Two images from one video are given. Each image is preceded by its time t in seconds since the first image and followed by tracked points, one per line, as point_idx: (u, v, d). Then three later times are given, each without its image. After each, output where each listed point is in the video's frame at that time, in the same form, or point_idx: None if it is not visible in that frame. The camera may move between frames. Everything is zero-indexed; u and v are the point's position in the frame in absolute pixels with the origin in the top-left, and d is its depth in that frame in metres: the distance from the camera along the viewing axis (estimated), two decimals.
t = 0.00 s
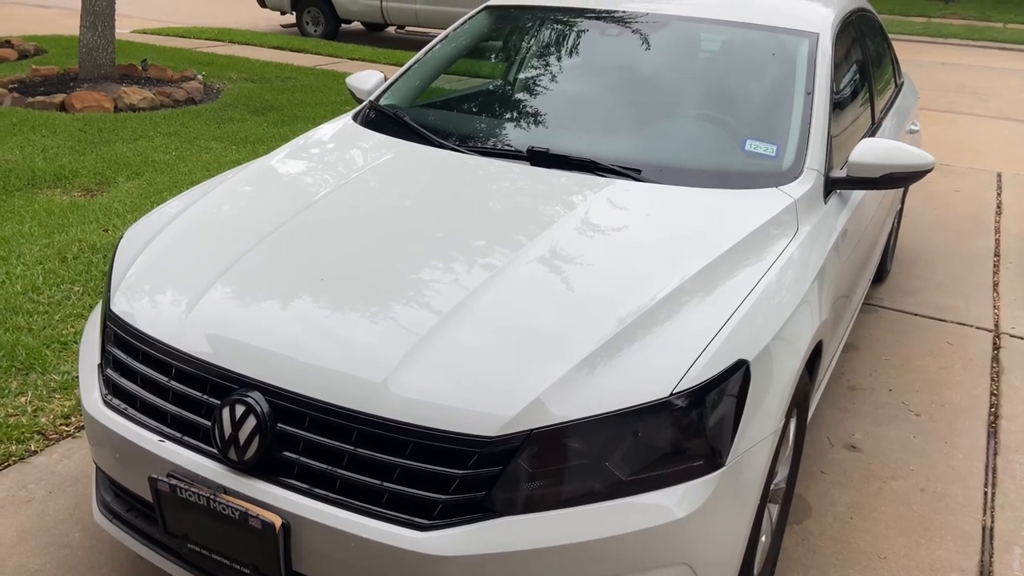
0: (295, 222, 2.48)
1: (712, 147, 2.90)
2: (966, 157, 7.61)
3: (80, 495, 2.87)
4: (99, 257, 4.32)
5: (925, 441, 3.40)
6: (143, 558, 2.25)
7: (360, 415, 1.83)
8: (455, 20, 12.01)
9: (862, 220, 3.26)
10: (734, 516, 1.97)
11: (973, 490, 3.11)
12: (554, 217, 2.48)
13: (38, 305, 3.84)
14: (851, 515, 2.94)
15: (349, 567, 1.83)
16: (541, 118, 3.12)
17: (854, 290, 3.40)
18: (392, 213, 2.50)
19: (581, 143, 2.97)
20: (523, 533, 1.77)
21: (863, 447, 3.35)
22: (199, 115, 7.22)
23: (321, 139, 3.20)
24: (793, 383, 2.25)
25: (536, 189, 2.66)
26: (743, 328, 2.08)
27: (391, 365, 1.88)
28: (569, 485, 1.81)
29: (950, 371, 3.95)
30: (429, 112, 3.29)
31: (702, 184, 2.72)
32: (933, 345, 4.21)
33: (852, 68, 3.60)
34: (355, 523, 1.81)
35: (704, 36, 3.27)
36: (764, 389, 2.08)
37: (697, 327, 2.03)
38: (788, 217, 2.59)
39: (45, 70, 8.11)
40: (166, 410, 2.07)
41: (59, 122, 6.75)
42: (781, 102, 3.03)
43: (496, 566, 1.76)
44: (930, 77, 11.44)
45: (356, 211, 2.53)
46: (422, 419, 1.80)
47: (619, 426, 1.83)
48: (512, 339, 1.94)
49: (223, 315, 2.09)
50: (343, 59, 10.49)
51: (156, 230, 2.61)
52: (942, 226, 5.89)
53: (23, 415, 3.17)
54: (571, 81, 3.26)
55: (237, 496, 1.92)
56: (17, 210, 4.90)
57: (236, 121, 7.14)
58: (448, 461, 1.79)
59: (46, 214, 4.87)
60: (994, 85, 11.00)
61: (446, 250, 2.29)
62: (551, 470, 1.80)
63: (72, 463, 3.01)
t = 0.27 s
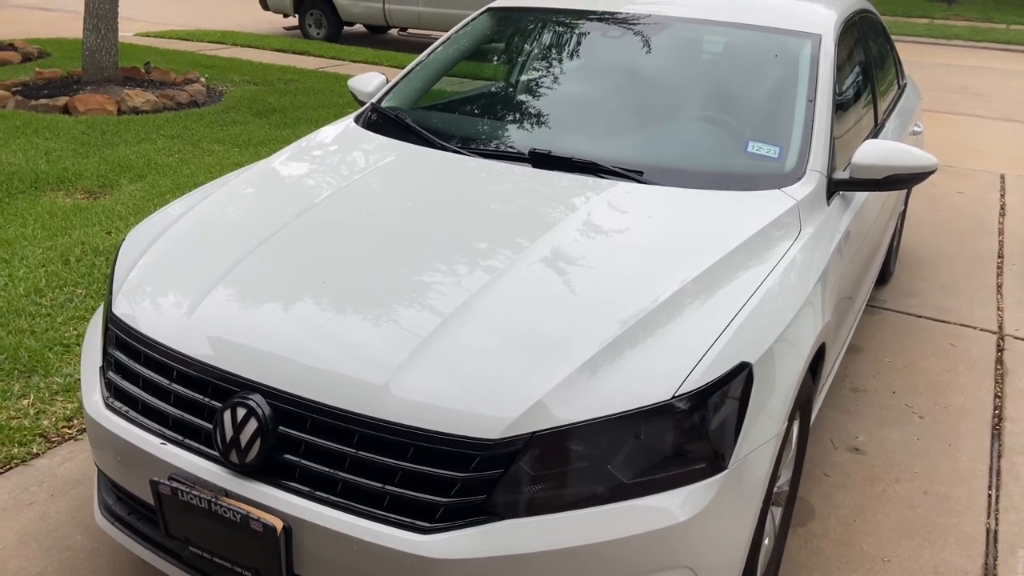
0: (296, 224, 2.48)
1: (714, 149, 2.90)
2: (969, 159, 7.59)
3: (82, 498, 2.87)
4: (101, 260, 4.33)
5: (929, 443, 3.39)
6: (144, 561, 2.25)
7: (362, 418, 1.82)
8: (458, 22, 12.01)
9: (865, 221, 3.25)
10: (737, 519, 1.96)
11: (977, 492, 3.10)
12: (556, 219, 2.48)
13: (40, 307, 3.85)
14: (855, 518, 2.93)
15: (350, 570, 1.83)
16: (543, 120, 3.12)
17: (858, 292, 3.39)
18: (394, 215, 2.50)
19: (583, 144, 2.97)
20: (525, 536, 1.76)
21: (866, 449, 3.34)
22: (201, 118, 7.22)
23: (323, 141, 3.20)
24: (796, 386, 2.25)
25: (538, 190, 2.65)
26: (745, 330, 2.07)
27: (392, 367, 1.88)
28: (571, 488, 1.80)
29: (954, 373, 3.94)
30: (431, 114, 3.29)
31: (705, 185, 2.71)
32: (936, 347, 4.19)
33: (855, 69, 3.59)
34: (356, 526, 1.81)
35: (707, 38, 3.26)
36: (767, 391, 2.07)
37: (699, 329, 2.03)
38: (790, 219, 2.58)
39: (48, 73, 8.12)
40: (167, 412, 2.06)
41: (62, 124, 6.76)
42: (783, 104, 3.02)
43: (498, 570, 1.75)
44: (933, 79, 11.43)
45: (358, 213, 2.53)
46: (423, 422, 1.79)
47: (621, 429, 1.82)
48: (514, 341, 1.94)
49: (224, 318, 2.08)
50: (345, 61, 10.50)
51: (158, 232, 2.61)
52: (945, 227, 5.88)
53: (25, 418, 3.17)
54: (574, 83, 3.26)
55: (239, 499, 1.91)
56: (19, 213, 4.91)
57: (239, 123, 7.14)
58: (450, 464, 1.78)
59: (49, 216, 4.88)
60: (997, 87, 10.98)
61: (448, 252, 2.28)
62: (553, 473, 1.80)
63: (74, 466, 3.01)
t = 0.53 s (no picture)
0: (298, 227, 2.47)
1: (716, 151, 2.89)
2: (971, 160, 7.58)
3: (84, 501, 2.87)
4: (104, 262, 4.33)
5: (932, 446, 3.38)
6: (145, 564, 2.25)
7: (363, 421, 1.82)
8: (460, 24, 12.02)
9: (868, 223, 3.24)
10: (738, 522, 1.95)
11: (980, 495, 3.09)
12: (558, 221, 2.47)
13: (43, 310, 3.85)
14: (857, 520, 2.93)
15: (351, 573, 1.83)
16: (545, 121, 3.12)
17: (860, 294, 3.39)
18: (396, 217, 2.50)
19: (584, 146, 2.97)
20: (525, 539, 1.76)
21: (869, 451, 3.33)
22: (204, 120, 7.23)
23: (325, 143, 3.20)
24: (798, 388, 2.24)
25: (540, 193, 2.65)
26: (747, 333, 2.07)
27: (394, 370, 1.87)
28: (572, 491, 1.80)
29: (957, 375, 3.93)
30: (432, 116, 3.29)
31: (707, 187, 2.71)
32: (940, 349, 4.18)
33: (857, 70, 3.58)
34: (357, 529, 1.80)
35: (709, 39, 3.26)
36: (769, 394, 2.07)
37: (701, 332, 2.02)
38: (792, 221, 2.58)
39: (52, 75, 8.13)
40: (168, 416, 2.06)
41: (65, 127, 6.77)
42: (785, 105, 3.02)
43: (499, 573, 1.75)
44: (936, 79, 11.41)
45: (360, 215, 2.52)
46: (424, 425, 1.79)
47: (622, 432, 1.82)
48: (515, 343, 1.94)
49: (226, 320, 2.08)
50: (348, 63, 10.51)
51: (160, 235, 2.61)
52: (948, 228, 5.86)
53: (27, 421, 3.17)
54: (576, 85, 3.26)
55: (239, 502, 1.91)
56: (22, 216, 4.91)
57: (241, 125, 7.15)
58: (450, 467, 1.78)
59: (51, 219, 4.88)
60: (1000, 88, 10.96)
61: (449, 254, 2.28)
62: (554, 477, 1.79)
63: (76, 468, 3.01)
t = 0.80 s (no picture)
0: (300, 229, 2.48)
1: (718, 152, 2.89)
2: (973, 161, 7.58)
3: (87, 503, 2.87)
4: (107, 265, 4.34)
5: (935, 447, 3.38)
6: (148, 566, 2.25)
7: (365, 423, 1.82)
8: (462, 26, 12.03)
9: (870, 224, 3.24)
10: (740, 525, 1.95)
11: (983, 496, 3.09)
12: (560, 223, 2.48)
13: (46, 312, 3.86)
14: (860, 522, 2.92)
15: None
16: (547, 123, 3.12)
17: (863, 295, 3.39)
18: (398, 220, 2.50)
19: (587, 148, 2.97)
20: (527, 542, 1.76)
21: (871, 453, 3.32)
22: (206, 122, 7.25)
23: (328, 145, 3.20)
24: (800, 390, 2.24)
25: (542, 195, 2.65)
26: (749, 335, 2.07)
27: (396, 372, 1.88)
28: (574, 493, 1.80)
29: (959, 377, 3.93)
30: (434, 118, 3.30)
31: (709, 189, 2.71)
32: (942, 350, 4.18)
33: (859, 71, 3.58)
34: (359, 532, 1.81)
35: (710, 41, 3.26)
36: (771, 396, 2.07)
37: (702, 334, 2.02)
38: (794, 222, 2.58)
39: (55, 78, 8.15)
40: (171, 418, 2.07)
41: (68, 129, 6.78)
42: (787, 107, 3.02)
43: None
44: (938, 80, 11.40)
45: (362, 218, 2.53)
46: (427, 427, 1.79)
47: (624, 434, 1.82)
48: (517, 345, 1.94)
49: (228, 323, 2.09)
50: (350, 65, 10.52)
51: (163, 237, 2.61)
52: (951, 229, 5.86)
53: (31, 423, 3.18)
54: (578, 86, 3.26)
55: (242, 505, 1.92)
56: (26, 218, 4.92)
57: (244, 127, 7.16)
58: (452, 469, 1.78)
59: (55, 221, 4.89)
60: (1003, 88, 10.95)
61: (451, 257, 2.28)
62: (556, 479, 1.79)
63: (79, 471, 3.02)
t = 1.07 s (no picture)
0: (302, 230, 2.48)
1: (719, 153, 2.89)
2: (975, 161, 7.57)
3: (88, 504, 2.88)
4: (109, 266, 4.34)
5: (936, 448, 3.37)
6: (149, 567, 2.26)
7: (366, 424, 1.82)
8: (463, 27, 12.03)
9: (872, 225, 3.24)
10: (741, 526, 1.95)
11: (985, 497, 3.08)
12: (561, 224, 2.48)
13: (48, 314, 3.86)
14: (862, 523, 2.92)
15: None
16: (548, 124, 3.13)
17: (864, 295, 3.38)
18: (399, 221, 2.50)
19: (588, 149, 2.97)
20: (527, 542, 1.76)
21: (873, 454, 3.32)
22: (208, 123, 7.25)
23: (329, 146, 3.20)
24: (801, 391, 2.24)
25: (543, 195, 2.65)
26: (750, 335, 2.07)
27: (397, 373, 1.88)
28: (575, 494, 1.80)
29: (961, 377, 3.92)
30: (436, 119, 3.30)
31: (710, 190, 2.71)
32: (944, 350, 4.17)
33: (860, 72, 3.58)
34: (360, 533, 1.81)
35: (711, 41, 3.26)
36: (772, 397, 2.07)
37: (703, 334, 2.02)
38: (795, 223, 2.58)
39: (57, 79, 8.16)
40: (172, 419, 2.07)
41: (70, 131, 6.79)
42: (788, 107, 3.02)
43: None
44: (939, 80, 11.39)
45: (363, 219, 2.53)
46: (427, 428, 1.79)
47: (625, 435, 1.82)
48: (519, 346, 1.94)
49: (229, 324, 2.09)
50: (351, 66, 10.53)
51: (164, 239, 2.61)
52: (953, 229, 5.85)
53: (33, 424, 3.18)
54: (580, 87, 3.26)
55: (243, 506, 1.92)
56: (28, 220, 4.93)
57: (245, 129, 7.17)
58: (453, 470, 1.78)
59: (57, 223, 4.90)
60: (1005, 88, 10.93)
61: (453, 257, 2.29)
62: (557, 480, 1.79)
63: (80, 472, 3.02)
